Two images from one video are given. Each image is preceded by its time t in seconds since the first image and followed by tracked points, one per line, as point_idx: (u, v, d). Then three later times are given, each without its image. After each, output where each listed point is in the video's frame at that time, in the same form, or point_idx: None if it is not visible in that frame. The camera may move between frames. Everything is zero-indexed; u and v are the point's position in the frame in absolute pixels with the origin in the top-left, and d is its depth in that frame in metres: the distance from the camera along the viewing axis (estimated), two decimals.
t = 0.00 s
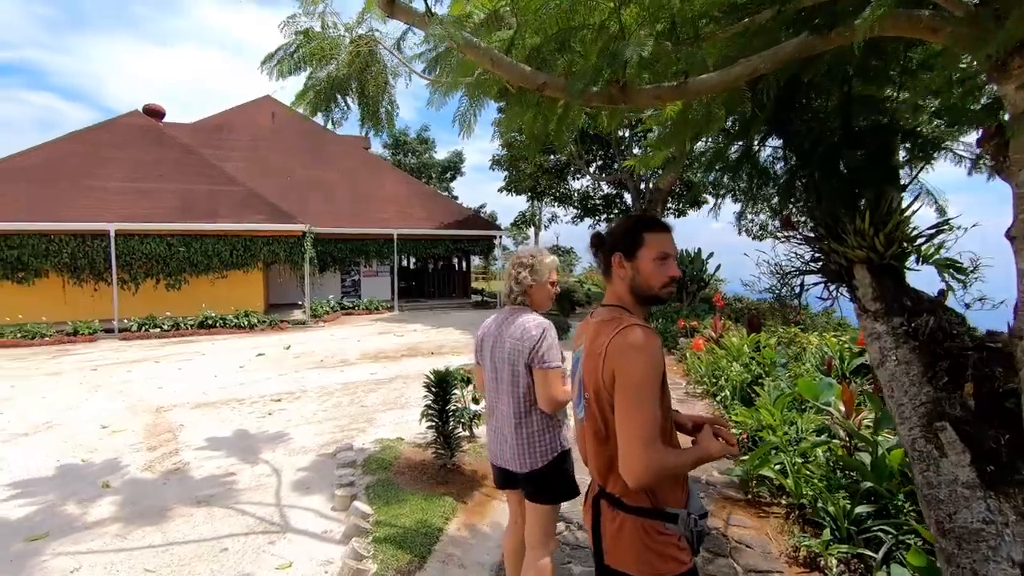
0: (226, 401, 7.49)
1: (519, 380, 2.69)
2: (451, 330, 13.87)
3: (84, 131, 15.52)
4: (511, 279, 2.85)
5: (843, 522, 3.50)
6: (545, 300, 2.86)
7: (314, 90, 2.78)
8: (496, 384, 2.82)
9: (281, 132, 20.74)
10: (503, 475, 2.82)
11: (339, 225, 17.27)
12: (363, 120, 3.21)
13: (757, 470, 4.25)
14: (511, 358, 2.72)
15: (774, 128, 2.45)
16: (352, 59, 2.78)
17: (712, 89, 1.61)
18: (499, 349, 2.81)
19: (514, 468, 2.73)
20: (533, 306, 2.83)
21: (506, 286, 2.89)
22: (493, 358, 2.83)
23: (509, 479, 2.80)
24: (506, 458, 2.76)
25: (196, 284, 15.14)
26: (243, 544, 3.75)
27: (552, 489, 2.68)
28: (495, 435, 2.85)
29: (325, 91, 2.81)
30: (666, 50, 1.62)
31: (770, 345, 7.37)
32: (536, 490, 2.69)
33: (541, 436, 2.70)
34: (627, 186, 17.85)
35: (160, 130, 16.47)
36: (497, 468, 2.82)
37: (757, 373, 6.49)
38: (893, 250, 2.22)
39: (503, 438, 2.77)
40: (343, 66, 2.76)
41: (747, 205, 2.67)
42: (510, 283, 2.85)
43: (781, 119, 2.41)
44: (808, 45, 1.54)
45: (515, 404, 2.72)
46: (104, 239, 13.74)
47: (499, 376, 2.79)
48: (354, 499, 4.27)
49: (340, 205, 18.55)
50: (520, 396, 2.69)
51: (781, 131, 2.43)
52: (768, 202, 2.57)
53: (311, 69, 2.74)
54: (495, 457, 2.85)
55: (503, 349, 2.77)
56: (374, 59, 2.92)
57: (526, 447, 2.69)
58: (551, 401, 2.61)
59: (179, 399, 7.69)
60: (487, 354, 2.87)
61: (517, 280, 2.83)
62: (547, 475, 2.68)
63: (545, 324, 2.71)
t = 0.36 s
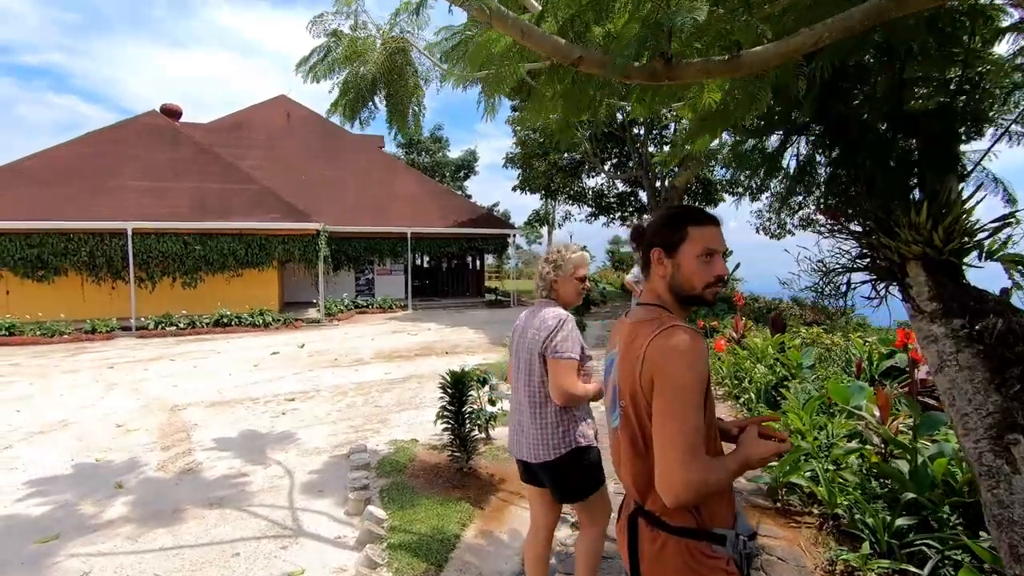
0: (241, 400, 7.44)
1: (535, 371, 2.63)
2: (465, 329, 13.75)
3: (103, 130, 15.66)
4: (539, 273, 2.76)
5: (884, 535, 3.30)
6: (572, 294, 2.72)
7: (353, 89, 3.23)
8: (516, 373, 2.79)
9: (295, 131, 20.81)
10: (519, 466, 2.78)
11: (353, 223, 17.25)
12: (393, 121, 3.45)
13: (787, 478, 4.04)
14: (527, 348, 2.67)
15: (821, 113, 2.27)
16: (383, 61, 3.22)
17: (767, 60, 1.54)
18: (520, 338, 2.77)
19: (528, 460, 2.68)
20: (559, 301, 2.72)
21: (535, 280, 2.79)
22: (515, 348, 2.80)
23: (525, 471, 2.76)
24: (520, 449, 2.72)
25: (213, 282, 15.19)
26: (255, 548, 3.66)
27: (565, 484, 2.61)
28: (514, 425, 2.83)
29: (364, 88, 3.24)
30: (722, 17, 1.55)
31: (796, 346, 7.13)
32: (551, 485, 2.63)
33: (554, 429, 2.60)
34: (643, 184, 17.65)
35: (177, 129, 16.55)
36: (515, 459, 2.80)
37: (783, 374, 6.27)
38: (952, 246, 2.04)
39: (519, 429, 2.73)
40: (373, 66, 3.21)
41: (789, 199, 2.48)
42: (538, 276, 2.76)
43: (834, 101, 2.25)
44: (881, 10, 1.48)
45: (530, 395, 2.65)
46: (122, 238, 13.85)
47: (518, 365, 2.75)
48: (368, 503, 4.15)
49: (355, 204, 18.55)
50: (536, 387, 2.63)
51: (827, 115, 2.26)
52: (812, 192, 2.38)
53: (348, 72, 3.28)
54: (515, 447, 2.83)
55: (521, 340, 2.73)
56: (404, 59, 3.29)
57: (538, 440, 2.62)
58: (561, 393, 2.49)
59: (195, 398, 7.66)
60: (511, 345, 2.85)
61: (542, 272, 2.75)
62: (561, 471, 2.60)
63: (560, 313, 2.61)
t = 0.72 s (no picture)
0: (246, 402, 7.32)
1: (581, 377, 2.52)
2: (471, 329, 13.62)
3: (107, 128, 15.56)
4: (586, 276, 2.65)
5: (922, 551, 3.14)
6: (620, 298, 2.62)
7: (366, 84, 3.00)
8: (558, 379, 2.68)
9: (300, 129, 20.68)
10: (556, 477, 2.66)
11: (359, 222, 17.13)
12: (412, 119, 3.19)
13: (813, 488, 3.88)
14: (574, 353, 2.56)
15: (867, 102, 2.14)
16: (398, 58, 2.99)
17: (844, 37, 1.49)
18: (565, 342, 2.67)
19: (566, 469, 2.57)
20: (606, 305, 2.62)
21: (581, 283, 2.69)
22: (559, 353, 2.70)
23: (563, 482, 2.64)
24: (559, 460, 2.59)
25: (217, 281, 15.09)
26: (261, 559, 3.52)
27: (609, 497, 2.49)
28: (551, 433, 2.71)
29: (378, 83, 3.03)
30: None
31: (813, 349, 6.95)
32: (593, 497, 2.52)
33: (597, 440, 2.49)
34: (649, 182, 17.46)
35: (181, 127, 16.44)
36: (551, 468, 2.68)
37: (801, 377, 6.10)
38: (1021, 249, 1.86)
39: (558, 437, 2.62)
40: (386, 63, 2.99)
41: (835, 195, 2.32)
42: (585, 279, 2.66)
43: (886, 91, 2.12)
44: None
45: (574, 402, 2.54)
46: (126, 236, 13.75)
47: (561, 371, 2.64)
48: (378, 512, 4.01)
49: (360, 202, 18.42)
50: (580, 393, 2.52)
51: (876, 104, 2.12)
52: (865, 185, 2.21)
53: (360, 69, 3.08)
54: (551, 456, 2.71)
55: (566, 344, 2.62)
56: (420, 55, 3.07)
57: (580, 450, 2.50)
58: (611, 402, 2.37)
59: (199, 399, 7.54)
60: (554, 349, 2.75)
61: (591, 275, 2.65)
62: (605, 483, 2.49)
63: (612, 319, 2.50)
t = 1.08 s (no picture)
0: (237, 406, 7.12)
1: (640, 380, 2.55)
2: (469, 329, 13.44)
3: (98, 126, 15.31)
4: (644, 275, 2.68)
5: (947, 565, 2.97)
6: (675, 298, 2.68)
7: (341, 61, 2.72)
8: (611, 377, 2.72)
9: (295, 128, 20.45)
10: (607, 472, 2.74)
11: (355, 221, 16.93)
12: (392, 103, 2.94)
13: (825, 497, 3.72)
14: (631, 355, 2.58)
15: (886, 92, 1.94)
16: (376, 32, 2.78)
17: None
18: (620, 342, 2.68)
19: (623, 470, 2.66)
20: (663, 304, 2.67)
21: (637, 281, 2.71)
22: (613, 351, 2.72)
23: (613, 479, 2.72)
24: (613, 457, 2.67)
25: (211, 281, 14.87)
26: None
27: (662, 496, 2.59)
28: (602, 429, 2.77)
29: (352, 61, 2.76)
30: None
31: (819, 349, 6.80)
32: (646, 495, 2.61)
33: (653, 441, 2.57)
34: (648, 181, 17.30)
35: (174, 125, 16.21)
36: (603, 464, 2.75)
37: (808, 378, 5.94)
38: None
39: (612, 436, 2.68)
40: (369, 40, 2.79)
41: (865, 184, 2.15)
42: (642, 278, 2.69)
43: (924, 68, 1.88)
44: None
45: (631, 403, 2.59)
46: (118, 236, 13.52)
47: (616, 371, 2.67)
48: (373, 524, 3.83)
49: (356, 201, 18.22)
50: (637, 397, 2.57)
51: (894, 95, 1.93)
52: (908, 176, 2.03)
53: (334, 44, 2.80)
54: (600, 452, 2.78)
55: (622, 345, 2.64)
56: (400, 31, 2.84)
57: (637, 450, 2.57)
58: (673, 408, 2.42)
59: (189, 403, 7.34)
60: (606, 346, 2.77)
61: (650, 276, 2.67)
62: (660, 483, 2.58)
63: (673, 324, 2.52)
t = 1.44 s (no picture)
0: (231, 413, 6.91)
1: (681, 387, 2.33)
2: (471, 332, 13.20)
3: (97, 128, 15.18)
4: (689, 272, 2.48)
5: None
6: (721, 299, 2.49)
7: (313, 44, 2.50)
8: (648, 381, 2.50)
9: (296, 128, 20.29)
10: (644, 481, 2.57)
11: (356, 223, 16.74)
12: (369, 89, 2.73)
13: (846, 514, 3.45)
14: (672, 361, 2.35)
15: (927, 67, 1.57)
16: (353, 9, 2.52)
17: None
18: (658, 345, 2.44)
19: (661, 482, 2.47)
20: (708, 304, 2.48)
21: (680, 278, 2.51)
22: (650, 355, 2.49)
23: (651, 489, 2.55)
24: (651, 467, 2.49)
25: (210, 284, 14.70)
26: None
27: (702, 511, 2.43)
28: (639, 436, 2.59)
29: (327, 45, 2.52)
30: None
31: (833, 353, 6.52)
32: (684, 509, 2.44)
33: (694, 452, 2.38)
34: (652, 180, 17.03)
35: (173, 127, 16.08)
36: (639, 472, 2.58)
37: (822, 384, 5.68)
38: None
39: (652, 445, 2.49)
40: (341, 16, 2.48)
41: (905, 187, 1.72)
42: (687, 275, 2.48)
43: (982, 34, 1.44)
44: None
45: (672, 412, 2.38)
46: (116, 239, 13.37)
47: (655, 376, 2.45)
48: (362, 543, 3.61)
49: (358, 203, 18.03)
50: (677, 405, 2.36)
51: (936, 69, 1.55)
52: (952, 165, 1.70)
53: (305, 24, 2.54)
54: (637, 460, 2.60)
55: (662, 349, 2.41)
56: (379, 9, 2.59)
57: (678, 461, 2.39)
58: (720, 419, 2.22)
59: (181, 410, 7.14)
60: (642, 349, 2.54)
61: (695, 273, 2.46)
62: (700, 496, 2.41)
63: (720, 327, 2.29)
